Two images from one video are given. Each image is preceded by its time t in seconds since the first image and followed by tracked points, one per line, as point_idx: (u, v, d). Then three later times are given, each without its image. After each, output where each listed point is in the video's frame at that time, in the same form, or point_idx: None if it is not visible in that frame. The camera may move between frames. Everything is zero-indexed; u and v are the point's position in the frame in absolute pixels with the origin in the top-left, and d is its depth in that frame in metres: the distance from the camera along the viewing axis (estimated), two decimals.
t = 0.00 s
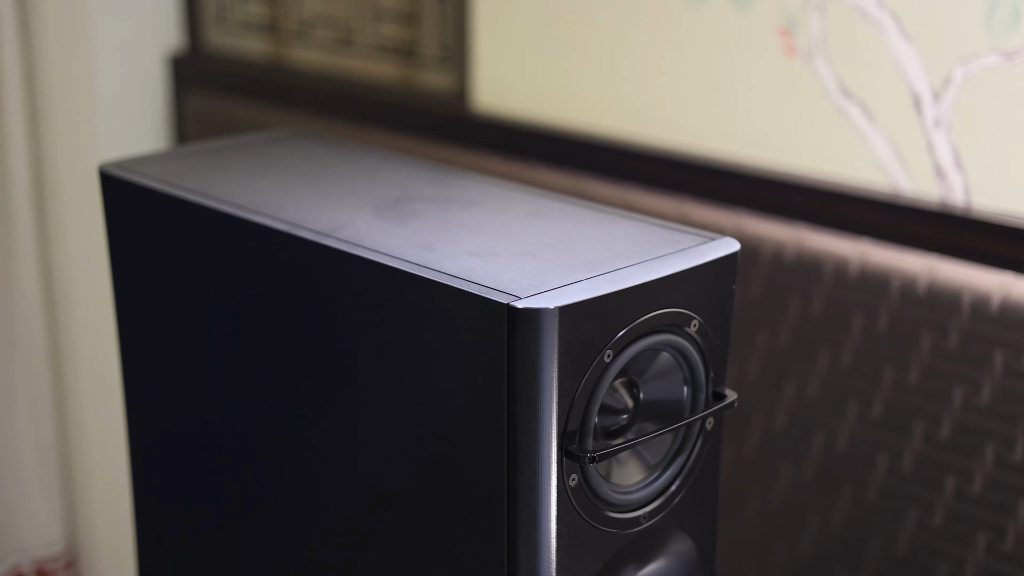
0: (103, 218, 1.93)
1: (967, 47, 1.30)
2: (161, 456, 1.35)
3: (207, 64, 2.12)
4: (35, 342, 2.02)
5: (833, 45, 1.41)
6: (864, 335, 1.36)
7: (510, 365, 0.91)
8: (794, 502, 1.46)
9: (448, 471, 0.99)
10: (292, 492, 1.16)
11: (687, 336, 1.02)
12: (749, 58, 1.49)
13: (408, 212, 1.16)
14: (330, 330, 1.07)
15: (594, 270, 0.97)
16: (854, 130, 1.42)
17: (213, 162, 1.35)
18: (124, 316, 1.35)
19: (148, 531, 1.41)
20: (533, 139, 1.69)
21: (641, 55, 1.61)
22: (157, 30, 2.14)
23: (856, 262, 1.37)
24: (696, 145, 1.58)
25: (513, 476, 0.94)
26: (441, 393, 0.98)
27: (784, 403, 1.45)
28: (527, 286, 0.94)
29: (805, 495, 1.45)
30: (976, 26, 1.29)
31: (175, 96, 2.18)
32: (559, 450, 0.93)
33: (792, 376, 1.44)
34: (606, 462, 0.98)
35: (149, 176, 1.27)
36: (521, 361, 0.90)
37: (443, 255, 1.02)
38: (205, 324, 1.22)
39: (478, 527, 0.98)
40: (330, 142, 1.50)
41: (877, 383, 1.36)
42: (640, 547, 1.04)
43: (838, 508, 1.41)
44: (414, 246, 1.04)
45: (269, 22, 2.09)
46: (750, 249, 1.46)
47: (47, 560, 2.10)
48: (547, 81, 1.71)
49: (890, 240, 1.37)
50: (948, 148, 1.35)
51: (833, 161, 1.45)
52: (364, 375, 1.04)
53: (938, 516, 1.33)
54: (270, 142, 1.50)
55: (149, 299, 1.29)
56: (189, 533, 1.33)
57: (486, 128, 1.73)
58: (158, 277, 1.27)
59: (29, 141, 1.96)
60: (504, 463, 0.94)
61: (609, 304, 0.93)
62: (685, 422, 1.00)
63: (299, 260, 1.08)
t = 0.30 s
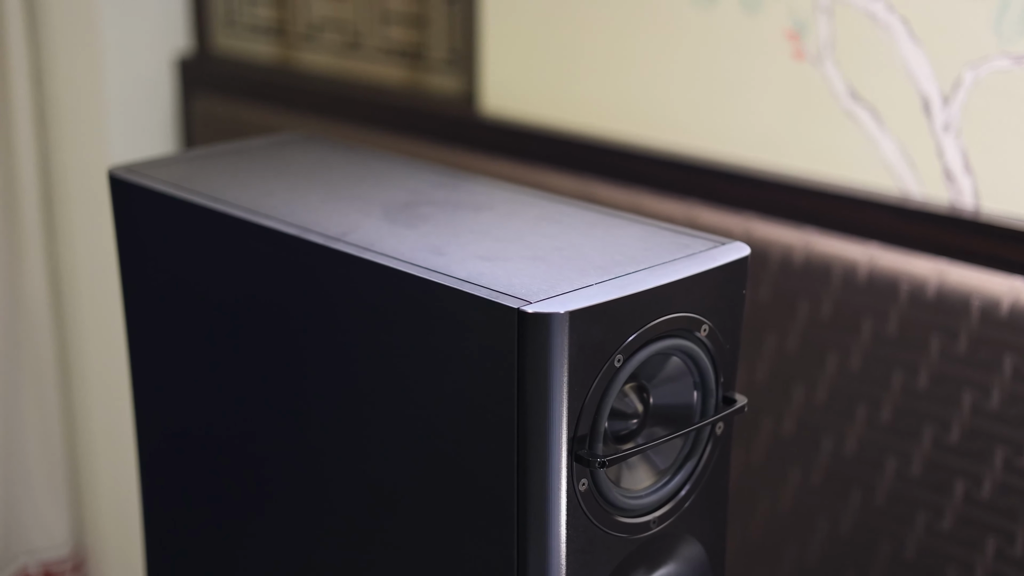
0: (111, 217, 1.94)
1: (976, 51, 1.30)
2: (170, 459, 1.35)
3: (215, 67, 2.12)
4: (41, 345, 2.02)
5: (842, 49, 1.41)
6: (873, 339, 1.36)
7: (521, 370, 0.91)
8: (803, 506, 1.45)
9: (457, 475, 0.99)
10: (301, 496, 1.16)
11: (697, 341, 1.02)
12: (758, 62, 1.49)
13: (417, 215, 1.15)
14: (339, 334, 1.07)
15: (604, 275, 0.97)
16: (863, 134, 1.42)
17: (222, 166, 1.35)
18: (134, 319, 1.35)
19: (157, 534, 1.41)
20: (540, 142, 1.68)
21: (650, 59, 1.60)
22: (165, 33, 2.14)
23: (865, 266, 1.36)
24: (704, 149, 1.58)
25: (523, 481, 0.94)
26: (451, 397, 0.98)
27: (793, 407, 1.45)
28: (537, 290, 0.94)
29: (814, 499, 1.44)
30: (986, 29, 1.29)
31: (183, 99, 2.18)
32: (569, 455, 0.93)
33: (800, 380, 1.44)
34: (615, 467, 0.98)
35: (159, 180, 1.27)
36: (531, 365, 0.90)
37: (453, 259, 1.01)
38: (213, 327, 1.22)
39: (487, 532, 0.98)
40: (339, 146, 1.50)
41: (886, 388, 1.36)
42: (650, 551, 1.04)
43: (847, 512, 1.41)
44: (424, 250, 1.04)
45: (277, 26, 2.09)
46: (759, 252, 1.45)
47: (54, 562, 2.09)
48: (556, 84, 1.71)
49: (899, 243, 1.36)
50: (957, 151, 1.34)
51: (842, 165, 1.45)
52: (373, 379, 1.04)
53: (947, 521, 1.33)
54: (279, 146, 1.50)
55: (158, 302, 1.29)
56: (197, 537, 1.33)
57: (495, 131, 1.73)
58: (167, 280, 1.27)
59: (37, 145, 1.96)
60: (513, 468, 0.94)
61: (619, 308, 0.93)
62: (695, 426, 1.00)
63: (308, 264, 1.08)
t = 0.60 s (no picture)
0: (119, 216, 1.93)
1: (986, 53, 1.30)
2: (178, 461, 1.34)
3: (223, 68, 2.12)
4: (48, 346, 2.02)
5: (851, 51, 1.40)
6: (882, 342, 1.36)
7: (529, 375, 0.91)
8: (811, 509, 1.45)
9: (466, 479, 0.99)
10: (308, 497, 1.16)
11: (706, 345, 1.01)
12: (766, 64, 1.49)
13: (426, 218, 1.15)
14: (347, 337, 1.06)
15: (613, 278, 0.97)
16: (872, 137, 1.41)
17: (230, 168, 1.35)
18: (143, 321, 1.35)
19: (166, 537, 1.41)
20: (548, 144, 1.68)
21: (658, 62, 1.60)
22: (172, 35, 2.14)
23: (874, 270, 1.36)
24: (713, 151, 1.58)
25: (531, 485, 0.93)
26: (460, 401, 0.98)
27: (801, 411, 1.44)
28: (546, 293, 0.93)
29: (821, 503, 1.44)
30: (996, 31, 1.28)
31: (191, 101, 2.18)
32: (577, 459, 0.92)
33: (809, 383, 1.43)
34: (624, 471, 0.98)
35: (167, 182, 1.27)
36: (540, 368, 0.90)
37: (462, 262, 1.01)
38: (221, 330, 1.22)
39: (496, 536, 0.98)
40: (347, 149, 1.50)
41: (895, 391, 1.35)
42: (659, 556, 1.03)
43: (855, 516, 1.40)
44: (433, 253, 1.04)
45: (285, 27, 2.09)
46: (767, 255, 1.45)
47: (60, 564, 2.09)
48: (564, 86, 1.71)
49: (908, 247, 1.36)
50: (966, 154, 1.34)
51: (851, 168, 1.44)
52: (382, 382, 1.04)
53: (956, 524, 1.32)
54: (287, 148, 1.50)
55: (166, 305, 1.29)
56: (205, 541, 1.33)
57: (504, 134, 1.73)
58: (175, 282, 1.27)
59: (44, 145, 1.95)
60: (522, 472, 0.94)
61: (628, 312, 0.92)
62: (704, 430, 0.99)
63: (317, 267, 1.08)
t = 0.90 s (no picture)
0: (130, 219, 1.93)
1: (997, 57, 1.29)
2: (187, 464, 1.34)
3: (232, 71, 2.12)
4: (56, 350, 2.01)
5: (861, 54, 1.40)
6: (892, 345, 1.35)
7: (540, 379, 0.91)
8: (821, 513, 1.44)
9: (476, 484, 0.99)
10: (316, 500, 1.16)
11: (717, 349, 1.01)
12: (776, 66, 1.48)
13: (436, 222, 1.15)
14: (357, 340, 1.06)
15: (624, 282, 0.97)
16: (882, 140, 1.41)
17: (240, 171, 1.35)
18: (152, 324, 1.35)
19: (176, 538, 1.41)
20: (557, 147, 1.68)
21: (667, 65, 1.60)
22: (180, 36, 2.14)
23: (884, 273, 1.35)
24: (722, 154, 1.57)
25: (542, 489, 0.93)
26: (470, 405, 0.97)
27: (811, 415, 1.44)
28: (557, 297, 0.93)
29: (831, 506, 1.43)
30: (1008, 34, 1.28)
31: (200, 103, 2.18)
32: (589, 463, 0.92)
33: (818, 387, 1.43)
34: (635, 475, 0.98)
35: (177, 185, 1.27)
36: (551, 372, 0.90)
37: (473, 266, 1.01)
38: (231, 333, 1.21)
39: (506, 541, 0.97)
40: (356, 152, 1.50)
41: (905, 395, 1.35)
42: (669, 561, 1.03)
43: (864, 520, 1.40)
44: (443, 257, 1.03)
45: (294, 30, 2.09)
46: (776, 259, 1.44)
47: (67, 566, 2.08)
48: (573, 89, 1.71)
49: (918, 250, 1.36)
50: (977, 158, 1.33)
51: (861, 171, 1.44)
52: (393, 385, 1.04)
53: (966, 529, 1.32)
54: (296, 151, 1.50)
55: (176, 308, 1.29)
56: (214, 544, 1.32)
57: (513, 136, 1.73)
58: (184, 285, 1.27)
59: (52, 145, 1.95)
60: (533, 477, 0.93)
61: (640, 316, 0.92)
62: (715, 434, 0.99)
63: (327, 270, 1.07)
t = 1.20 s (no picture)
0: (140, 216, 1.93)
1: (1010, 59, 1.29)
2: (199, 465, 1.34)
3: (241, 73, 2.12)
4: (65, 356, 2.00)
5: (872, 56, 1.39)
6: (904, 348, 1.34)
7: (552, 383, 0.90)
8: (833, 516, 1.44)
9: (488, 488, 0.98)
10: (326, 503, 1.16)
11: (730, 352, 1.01)
12: (787, 69, 1.48)
13: (447, 224, 1.15)
14: (368, 343, 1.06)
15: (636, 286, 0.96)
16: (894, 142, 1.40)
17: (250, 173, 1.35)
18: (163, 326, 1.34)
19: (186, 540, 1.41)
20: (568, 150, 1.67)
21: (677, 66, 1.59)
22: (187, 38, 2.13)
23: (896, 275, 1.35)
24: (732, 156, 1.57)
25: (555, 493, 0.93)
26: (482, 409, 0.97)
27: (821, 417, 1.43)
28: (569, 301, 0.93)
29: (842, 509, 1.43)
30: (1020, 36, 1.27)
31: (210, 105, 2.17)
32: (601, 468, 0.92)
33: (829, 390, 1.42)
34: (648, 479, 0.97)
35: (187, 187, 1.27)
36: (563, 376, 0.89)
37: (484, 269, 1.01)
38: (241, 335, 1.21)
39: (518, 545, 0.97)
40: (367, 154, 1.49)
41: (916, 399, 1.34)
42: (681, 565, 1.03)
43: (876, 523, 1.39)
44: (454, 260, 1.03)
45: (303, 32, 2.08)
46: (787, 262, 1.44)
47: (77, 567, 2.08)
48: (583, 90, 1.70)
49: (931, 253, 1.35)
50: (988, 160, 1.33)
51: (872, 174, 1.43)
52: (404, 388, 1.04)
53: (978, 532, 1.31)
54: (306, 153, 1.50)
55: (186, 310, 1.29)
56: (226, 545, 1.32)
57: (522, 139, 1.72)
58: (195, 287, 1.26)
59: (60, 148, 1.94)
60: (545, 481, 0.93)
61: (652, 319, 0.92)
62: (728, 438, 0.99)
63: (338, 274, 1.07)
